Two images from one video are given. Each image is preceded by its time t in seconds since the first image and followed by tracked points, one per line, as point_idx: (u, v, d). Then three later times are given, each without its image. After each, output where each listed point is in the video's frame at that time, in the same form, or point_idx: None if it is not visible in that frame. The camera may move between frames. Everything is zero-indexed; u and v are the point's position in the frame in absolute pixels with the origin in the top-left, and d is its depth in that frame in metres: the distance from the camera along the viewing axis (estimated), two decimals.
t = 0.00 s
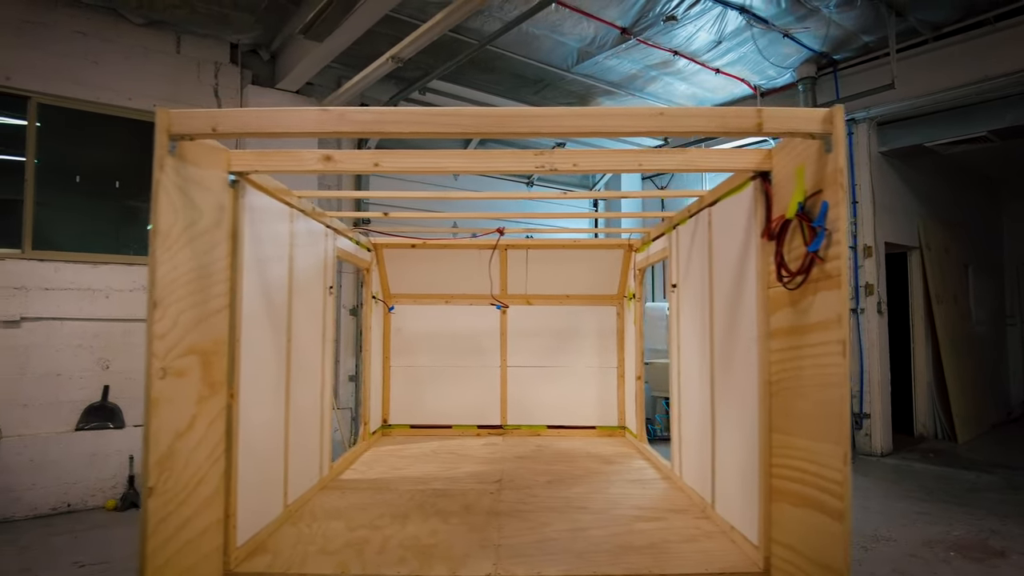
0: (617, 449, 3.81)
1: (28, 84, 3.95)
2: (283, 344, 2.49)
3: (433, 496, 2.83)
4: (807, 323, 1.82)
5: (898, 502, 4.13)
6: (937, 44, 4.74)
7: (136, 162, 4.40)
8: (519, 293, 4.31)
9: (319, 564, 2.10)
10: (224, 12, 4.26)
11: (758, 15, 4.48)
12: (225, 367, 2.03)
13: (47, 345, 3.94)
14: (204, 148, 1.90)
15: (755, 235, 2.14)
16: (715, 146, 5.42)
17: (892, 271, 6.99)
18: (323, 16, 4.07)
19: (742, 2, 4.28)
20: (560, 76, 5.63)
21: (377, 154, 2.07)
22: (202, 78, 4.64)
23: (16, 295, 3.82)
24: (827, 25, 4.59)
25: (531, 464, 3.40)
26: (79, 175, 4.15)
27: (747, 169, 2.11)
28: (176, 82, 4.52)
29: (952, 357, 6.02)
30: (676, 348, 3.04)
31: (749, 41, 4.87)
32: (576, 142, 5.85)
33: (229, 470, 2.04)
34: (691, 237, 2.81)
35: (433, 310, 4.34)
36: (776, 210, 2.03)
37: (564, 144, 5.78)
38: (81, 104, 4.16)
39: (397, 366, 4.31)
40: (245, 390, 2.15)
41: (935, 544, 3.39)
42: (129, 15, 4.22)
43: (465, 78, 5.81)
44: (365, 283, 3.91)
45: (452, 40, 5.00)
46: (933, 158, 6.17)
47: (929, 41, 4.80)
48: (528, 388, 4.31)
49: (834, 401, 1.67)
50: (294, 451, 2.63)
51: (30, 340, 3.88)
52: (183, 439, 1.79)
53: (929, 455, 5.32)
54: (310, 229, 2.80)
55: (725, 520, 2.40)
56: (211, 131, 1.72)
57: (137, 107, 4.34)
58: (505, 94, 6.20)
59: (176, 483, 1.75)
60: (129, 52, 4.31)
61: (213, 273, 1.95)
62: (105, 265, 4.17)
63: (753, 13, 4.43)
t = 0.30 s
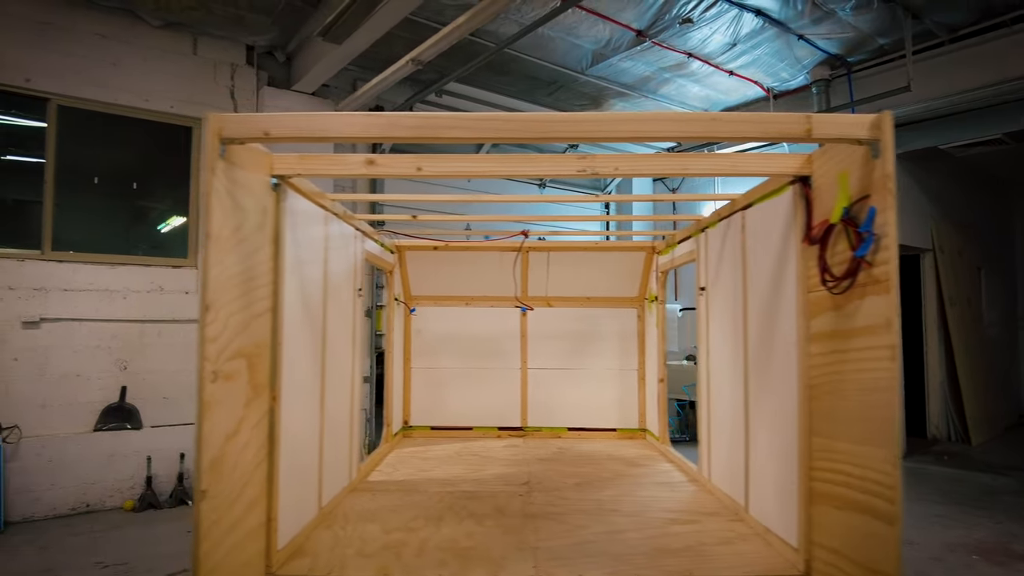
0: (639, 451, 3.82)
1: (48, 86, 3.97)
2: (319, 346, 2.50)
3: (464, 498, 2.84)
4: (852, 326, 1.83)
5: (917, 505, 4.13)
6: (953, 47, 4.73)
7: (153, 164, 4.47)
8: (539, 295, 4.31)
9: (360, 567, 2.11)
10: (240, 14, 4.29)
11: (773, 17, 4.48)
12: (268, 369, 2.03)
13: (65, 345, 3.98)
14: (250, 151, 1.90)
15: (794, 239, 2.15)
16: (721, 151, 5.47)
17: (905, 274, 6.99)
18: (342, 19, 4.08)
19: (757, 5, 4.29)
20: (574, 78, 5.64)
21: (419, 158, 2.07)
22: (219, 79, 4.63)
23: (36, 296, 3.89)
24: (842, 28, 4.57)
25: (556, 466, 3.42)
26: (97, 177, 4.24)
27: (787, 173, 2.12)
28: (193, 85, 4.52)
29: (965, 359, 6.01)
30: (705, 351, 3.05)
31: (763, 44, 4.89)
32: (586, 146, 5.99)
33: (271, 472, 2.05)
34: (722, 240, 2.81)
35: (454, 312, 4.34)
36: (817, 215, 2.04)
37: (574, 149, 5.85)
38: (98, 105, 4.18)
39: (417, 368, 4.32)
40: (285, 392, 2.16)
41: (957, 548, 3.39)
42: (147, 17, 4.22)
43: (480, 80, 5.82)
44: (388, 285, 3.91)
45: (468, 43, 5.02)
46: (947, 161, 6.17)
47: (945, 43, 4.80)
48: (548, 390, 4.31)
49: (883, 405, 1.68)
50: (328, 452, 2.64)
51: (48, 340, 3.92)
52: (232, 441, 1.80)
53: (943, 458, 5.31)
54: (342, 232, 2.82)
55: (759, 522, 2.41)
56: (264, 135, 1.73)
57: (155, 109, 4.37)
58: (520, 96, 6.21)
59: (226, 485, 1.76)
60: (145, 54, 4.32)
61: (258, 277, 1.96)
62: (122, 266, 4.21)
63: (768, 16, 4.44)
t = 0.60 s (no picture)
0: (670, 454, 3.79)
1: (68, 85, 4.04)
2: (362, 348, 2.48)
3: (503, 501, 2.82)
4: (915, 328, 1.80)
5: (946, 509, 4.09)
6: (974, 46, 4.62)
7: (171, 163, 4.54)
8: (565, 295, 4.29)
9: (411, 571, 2.09)
10: (259, 12, 4.35)
11: (795, 16, 4.45)
12: (320, 372, 2.01)
13: (86, 346, 4.07)
14: (306, 151, 1.87)
15: (850, 240, 2.12)
16: (737, 150, 5.31)
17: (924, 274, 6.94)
18: (366, 18, 4.07)
19: (780, 4, 4.27)
20: (591, 77, 5.62)
21: (472, 157, 2.02)
22: (237, 78, 4.70)
23: (56, 296, 3.97)
24: (865, 28, 4.54)
25: (589, 469, 3.40)
26: (115, 176, 4.31)
27: (845, 174, 2.09)
28: (212, 82, 4.58)
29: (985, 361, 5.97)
30: (744, 353, 3.03)
31: (782, 43, 4.87)
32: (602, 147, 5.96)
33: (322, 476, 2.03)
34: (766, 242, 2.80)
35: (479, 313, 4.32)
36: (876, 216, 2.00)
37: (591, 149, 5.87)
38: (116, 104, 4.24)
39: (442, 369, 4.30)
40: (335, 394, 2.13)
41: (993, 552, 3.36)
42: (166, 15, 4.33)
43: (499, 79, 5.80)
44: (416, 286, 3.89)
45: (488, 43, 5.01)
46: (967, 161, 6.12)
47: (967, 42, 4.70)
48: (574, 391, 4.28)
49: (951, 408, 1.65)
50: (369, 454, 2.63)
51: (69, 340, 4.01)
52: (290, 445, 1.78)
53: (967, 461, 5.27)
54: (382, 233, 2.80)
55: (808, 526, 2.38)
56: (326, 134, 1.70)
57: (173, 107, 4.43)
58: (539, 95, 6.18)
59: (285, 489, 1.73)
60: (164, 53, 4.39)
61: (312, 278, 1.93)
62: (140, 267, 4.28)
63: (789, 14, 4.41)
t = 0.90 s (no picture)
0: (696, 459, 3.78)
1: (84, 87, 4.07)
2: (401, 355, 2.46)
3: (539, 509, 2.80)
4: (975, 339, 1.78)
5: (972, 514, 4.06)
6: (992, 48, 4.58)
7: (186, 164, 4.54)
8: (588, 299, 4.28)
9: None
10: (275, 13, 4.37)
11: (812, 18, 4.43)
12: (369, 381, 1.99)
13: (102, 347, 4.11)
14: (358, 158, 1.84)
15: (900, 249, 2.11)
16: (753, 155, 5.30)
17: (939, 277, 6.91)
18: (387, 19, 4.03)
19: (797, 5, 4.25)
20: (604, 79, 5.61)
21: (523, 165, 2.04)
22: (252, 79, 4.74)
23: (73, 298, 4.01)
24: (882, 31, 4.49)
25: (617, 475, 3.39)
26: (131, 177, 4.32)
27: (894, 182, 2.07)
28: (227, 82, 4.62)
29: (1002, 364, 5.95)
30: (778, 359, 3.02)
31: (797, 45, 4.85)
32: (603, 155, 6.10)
33: (369, 486, 2.01)
34: (802, 248, 2.80)
35: (501, 316, 4.31)
36: (927, 225, 1.99)
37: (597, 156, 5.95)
38: (130, 105, 4.27)
39: (464, 373, 4.29)
40: (380, 403, 2.11)
41: None
42: (182, 16, 4.38)
43: (515, 80, 5.79)
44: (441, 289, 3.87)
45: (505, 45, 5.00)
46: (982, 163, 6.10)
47: (984, 44, 4.66)
48: (596, 395, 4.27)
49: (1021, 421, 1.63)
50: (405, 462, 2.61)
51: (86, 342, 4.05)
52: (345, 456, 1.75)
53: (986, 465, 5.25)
54: (416, 239, 2.79)
55: (850, 535, 2.37)
56: (386, 143, 1.68)
57: (187, 109, 4.46)
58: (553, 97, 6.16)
59: (341, 502, 1.71)
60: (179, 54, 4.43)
61: (363, 287, 1.91)
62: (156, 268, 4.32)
63: (807, 16, 4.40)
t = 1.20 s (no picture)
0: (725, 461, 3.77)
1: (100, 86, 4.04)
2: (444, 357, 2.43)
3: (579, 512, 2.78)
4: None
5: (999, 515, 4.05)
6: (1009, 47, 4.58)
7: (195, 163, 4.53)
8: (612, 300, 4.26)
9: None
10: (291, 12, 4.35)
11: (829, 18, 4.42)
12: (423, 384, 1.96)
13: (118, 347, 4.07)
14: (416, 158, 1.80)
15: (956, 249, 2.09)
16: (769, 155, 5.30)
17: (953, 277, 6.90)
18: (406, 18, 4.00)
19: (816, 5, 4.24)
20: (618, 78, 5.58)
21: (578, 165, 2.04)
22: (266, 79, 4.70)
23: (88, 298, 3.96)
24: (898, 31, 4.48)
25: (649, 476, 3.37)
26: (146, 177, 4.31)
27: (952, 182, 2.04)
28: (241, 80, 4.58)
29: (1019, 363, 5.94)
30: (816, 360, 3.00)
31: (812, 46, 4.84)
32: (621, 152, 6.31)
33: (422, 490, 1.97)
34: (842, 248, 2.78)
35: (524, 317, 4.28)
36: (987, 225, 1.97)
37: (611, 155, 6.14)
38: (145, 104, 4.24)
39: (487, 374, 4.25)
40: (431, 406, 2.08)
41: None
42: (197, 15, 4.34)
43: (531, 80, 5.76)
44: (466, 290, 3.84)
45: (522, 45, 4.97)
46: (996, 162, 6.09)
47: (1000, 44, 4.65)
48: (620, 396, 4.24)
49: None
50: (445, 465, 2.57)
51: (101, 343, 4.01)
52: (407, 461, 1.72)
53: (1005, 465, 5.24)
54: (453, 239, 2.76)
55: (900, 538, 2.34)
56: (452, 141, 1.66)
57: (202, 107, 4.43)
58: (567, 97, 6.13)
59: (404, 508, 1.68)
60: (193, 51, 4.39)
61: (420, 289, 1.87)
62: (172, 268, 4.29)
63: (824, 16, 4.39)
